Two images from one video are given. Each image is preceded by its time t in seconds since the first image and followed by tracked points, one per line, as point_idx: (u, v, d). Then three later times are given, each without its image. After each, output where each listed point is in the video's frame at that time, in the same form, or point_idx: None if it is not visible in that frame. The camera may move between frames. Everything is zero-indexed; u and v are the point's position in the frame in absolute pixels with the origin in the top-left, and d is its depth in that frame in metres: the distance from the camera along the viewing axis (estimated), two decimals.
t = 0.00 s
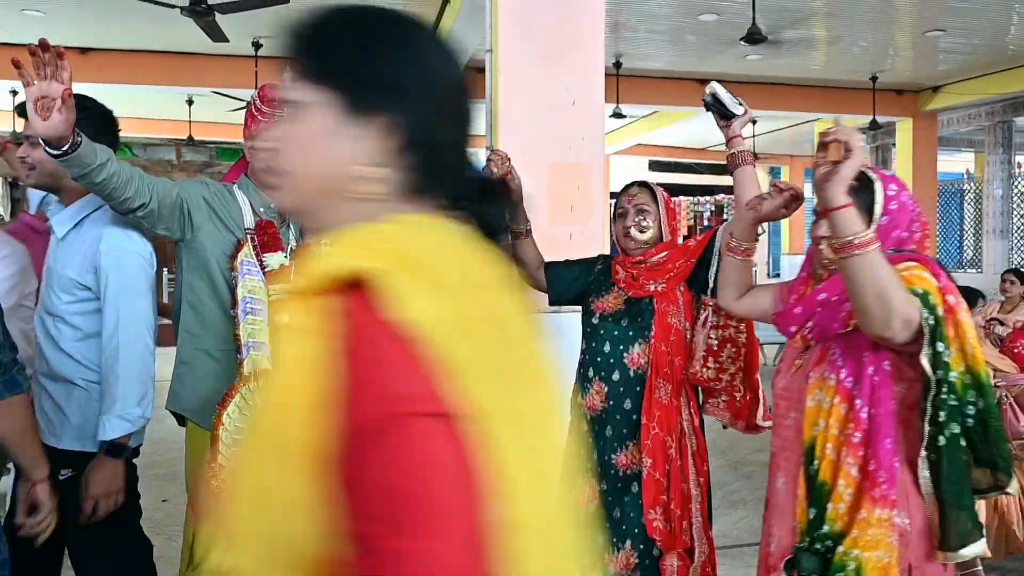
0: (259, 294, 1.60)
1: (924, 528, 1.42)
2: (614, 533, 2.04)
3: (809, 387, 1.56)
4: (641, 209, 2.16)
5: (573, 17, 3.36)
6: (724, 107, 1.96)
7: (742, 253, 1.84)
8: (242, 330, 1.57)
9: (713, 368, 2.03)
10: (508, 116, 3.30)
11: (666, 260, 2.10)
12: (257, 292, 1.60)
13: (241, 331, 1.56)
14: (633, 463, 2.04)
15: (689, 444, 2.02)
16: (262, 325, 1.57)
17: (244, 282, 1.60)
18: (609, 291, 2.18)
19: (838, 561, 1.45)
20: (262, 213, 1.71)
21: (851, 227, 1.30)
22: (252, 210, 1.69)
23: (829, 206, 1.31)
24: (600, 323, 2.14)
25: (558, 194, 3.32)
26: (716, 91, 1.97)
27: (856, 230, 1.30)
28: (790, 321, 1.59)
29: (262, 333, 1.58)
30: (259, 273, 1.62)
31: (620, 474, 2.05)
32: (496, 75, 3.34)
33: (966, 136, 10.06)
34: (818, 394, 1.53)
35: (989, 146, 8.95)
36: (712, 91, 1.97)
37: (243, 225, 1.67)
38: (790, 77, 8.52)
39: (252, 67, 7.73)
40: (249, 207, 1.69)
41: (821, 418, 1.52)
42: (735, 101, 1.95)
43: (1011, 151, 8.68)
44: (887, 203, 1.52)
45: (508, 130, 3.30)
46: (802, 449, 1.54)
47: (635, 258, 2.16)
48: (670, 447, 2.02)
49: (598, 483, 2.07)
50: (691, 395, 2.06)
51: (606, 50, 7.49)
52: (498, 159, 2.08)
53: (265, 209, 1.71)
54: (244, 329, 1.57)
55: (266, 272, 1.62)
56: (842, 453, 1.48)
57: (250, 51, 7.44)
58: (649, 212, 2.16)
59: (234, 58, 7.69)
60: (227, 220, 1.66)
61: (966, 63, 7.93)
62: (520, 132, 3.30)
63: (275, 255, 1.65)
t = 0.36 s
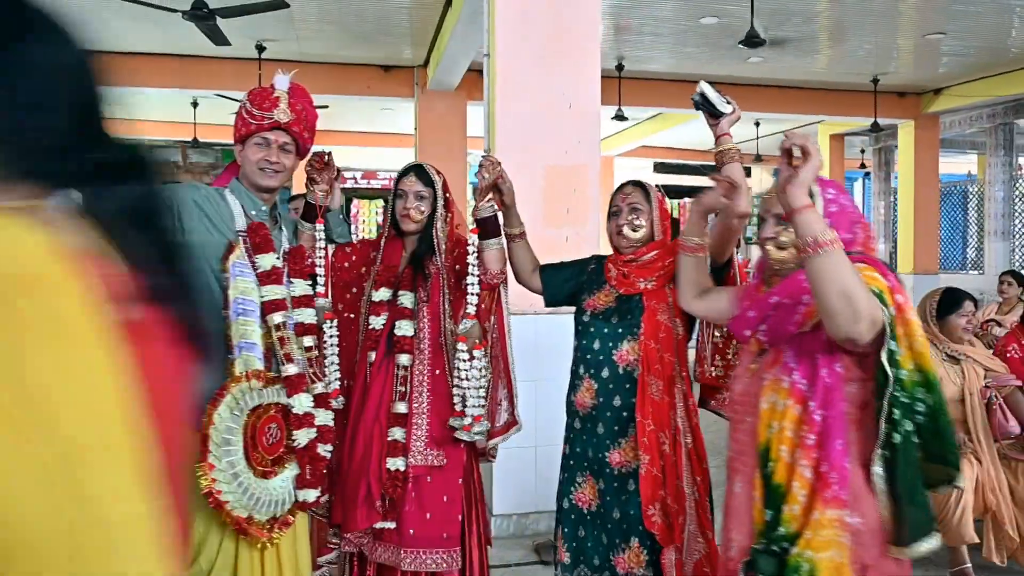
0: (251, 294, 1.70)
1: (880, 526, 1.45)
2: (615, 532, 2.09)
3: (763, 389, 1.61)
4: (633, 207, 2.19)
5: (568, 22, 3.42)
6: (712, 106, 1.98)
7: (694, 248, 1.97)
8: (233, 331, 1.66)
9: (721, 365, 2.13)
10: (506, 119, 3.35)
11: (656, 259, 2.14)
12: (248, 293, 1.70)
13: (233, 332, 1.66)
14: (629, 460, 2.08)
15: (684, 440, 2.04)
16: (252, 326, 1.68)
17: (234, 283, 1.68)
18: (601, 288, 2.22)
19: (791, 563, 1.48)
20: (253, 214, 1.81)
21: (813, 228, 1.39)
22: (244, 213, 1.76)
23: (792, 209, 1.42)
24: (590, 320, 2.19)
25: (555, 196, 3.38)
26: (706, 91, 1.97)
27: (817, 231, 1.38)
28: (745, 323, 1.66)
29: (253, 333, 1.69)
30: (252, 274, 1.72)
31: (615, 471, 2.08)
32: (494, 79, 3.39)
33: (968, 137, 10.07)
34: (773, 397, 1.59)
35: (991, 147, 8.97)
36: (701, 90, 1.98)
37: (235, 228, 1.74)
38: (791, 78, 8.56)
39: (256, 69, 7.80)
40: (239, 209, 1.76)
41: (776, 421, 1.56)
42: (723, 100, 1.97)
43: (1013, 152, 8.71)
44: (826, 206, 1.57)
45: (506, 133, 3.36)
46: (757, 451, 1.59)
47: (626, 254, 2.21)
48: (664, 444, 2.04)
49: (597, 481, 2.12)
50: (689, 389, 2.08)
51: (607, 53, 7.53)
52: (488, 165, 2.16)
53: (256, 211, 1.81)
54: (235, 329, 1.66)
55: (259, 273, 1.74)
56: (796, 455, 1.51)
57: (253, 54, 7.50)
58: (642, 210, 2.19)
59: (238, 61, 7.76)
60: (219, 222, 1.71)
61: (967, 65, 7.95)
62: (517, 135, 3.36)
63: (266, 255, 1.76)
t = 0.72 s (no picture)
0: (235, 293, 1.70)
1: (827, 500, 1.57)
2: (599, 532, 2.06)
3: (731, 375, 1.74)
4: (620, 206, 2.13)
5: (567, 19, 3.41)
6: (698, 103, 2.06)
7: (656, 236, 2.01)
8: (216, 328, 1.67)
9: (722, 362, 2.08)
10: (504, 116, 3.34)
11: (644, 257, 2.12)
12: (233, 290, 1.70)
13: (216, 330, 1.66)
14: (615, 459, 2.05)
15: (669, 437, 2.03)
16: (236, 324, 1.69)
17: (218, 281, 1.68)
18: (587, 287, 2.20)
19: (761, 541, 1.58)
20: (239, 213, 1.79)
21: (787, 202, 1.48)
22: (229, 211, 1.76)
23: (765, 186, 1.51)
24: (576, 319, 2.17)
25: (551, 193, 3.36)
26: (689, 86, 2.05)
27: (794, 204, 1.47)
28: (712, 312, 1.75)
29: (237, 332, 1.69)
30: (235, 273, 1.71)
31: (602, 471, 2.06)
32: (491, 76, 3.37)
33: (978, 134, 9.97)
34: (740, 382, 1.71)
35: (1001, 144, 8.88)
36: (686, 86, 2.04)
37: (219, 225, 1.74)
38: (797, 75, 8.50)
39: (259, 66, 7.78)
40: (225, 207, 1.76)
41: (744, 406, 1.68)
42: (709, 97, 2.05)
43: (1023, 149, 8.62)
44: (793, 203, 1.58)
45: (504, 130, 3.34)
46: (726, 435, 1.73)
47: (614, 252, 2.18)
48: (649, 441, 2.02)
49: (579, 480, 2.09)
50: (675, 388, 2.06)
51: (611, 49, 7.49)
52: (481, 164, 2.12)
53: (242, 209, 1.79)
54: (218, 326, 1.66)
55: (243, 272, 1.72)
56: (765, 438, 1.62)
57: (257, 51, 7.49)
58: (629, 208, 2.13)
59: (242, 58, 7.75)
60: (204, 221, 1.73)
61: (976, 60, 7.88)
62: (515, 132, 3.34)
63: (250, 254, 1.74)
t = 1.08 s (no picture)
0: (219, 290, 1.72)
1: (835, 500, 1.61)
2: (592, 537, 2.02)
3: (743, 376, 1.70)
4: (615, 209, 2.09)
5: (569, 15, 3.36)
6: (693, 104, 2.07)
7: (648, 228, 1.97)
8: (199, 327, 1.69)
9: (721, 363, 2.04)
10: (506, 113, 3.30)
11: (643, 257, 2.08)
12: (217, 289, 1.72)
13: (198, 329, 1.68)
14: (612, 464, 2.01)
15: (668, 444, 1.99)
16: (219, 323, 1.71)
17: (202, 278, 1.70)
18: (583, 286, 2.15)
19: (773, 541, 1.60)
20: (225, 208, 1.81)
21: (795, 190, 1.51)
22: (215, 207, 1.77)
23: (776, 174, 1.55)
24: (572, 320, 2.12)
25: (552, 192, 3.32)
26: (684, 88, 2.06)
27: (802, 196, 1.50)
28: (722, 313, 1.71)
29: (219, 331, 1.72)
30: (220, 270, 1.73)
31: (598, 475, 2.02)
32: (492, 73, 3.34)
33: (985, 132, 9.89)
34: (753, 385, 1.67)
35: (1008, 142, 8.81)
36: (682, 88, 2.06)
37: (204, 221, 1.75)
38: (803, 72, 8.44)
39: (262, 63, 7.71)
40: (210, 203, 1.77)
41: (757, 408, 1.66)
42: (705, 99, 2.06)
43: None
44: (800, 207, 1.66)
45: (505, 127, 3.30)
46: (736, 438, 1.69)
47: (609, 254, 2.15)
48: (645, 445, 1.99)
49: (575, 484, 2.05)
50: (673, 391, 2.02)
51: (616, 46, 7.45)
52: (483, 161, 2.08)
53: (228, 205, 1.81)
54: (202, 325, 1.69)
55: (227, 269, 1.74)
56: (776, 441, 1.62)
57: (259, 47, 7.46)
58: (624, 211, 2.09)
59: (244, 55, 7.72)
60: (188, 217, 1.74)
61: (984, 57, 7.80)
62: (517, 130, 3.31)
63: (235, 251, 1.76)
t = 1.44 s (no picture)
0: (194, 288, 1.69)
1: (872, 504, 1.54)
2: (590, 550, 1.92)
3: (763, 378, 1.62)
4: (608, 206, 2.02)
5: (571, 8, 3.27)
6: (687, 101, 1.95)
7: (673, 225, 1.87)
8: (173, 328, 1.65)
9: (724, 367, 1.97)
10: (505, 107, 3.21)
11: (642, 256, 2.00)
12: (191, 286, 1.69)
13: (172, 330, 1.65)
14: (610, 473, 1.92)
15: (669, 453, 1.90)
16: (194, 324, 1.68)
17: (176, 276, 1.67)
18: (579, 287, 2.07)
19: (812, 553, 1.50)
20: (199, 200, 1.79)
21: (821, 163, 1.43)
22: (188, 199, 1.76)
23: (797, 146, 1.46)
24: (568, 322, 2.04)
25: (553, 189, 3.22)
26: (676, 86, 1.95)
27: (828, 167, 1.42)
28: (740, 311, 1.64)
29: (195, 332, 1.68)
30: (196, 267, 1.70)
31: (596, 485, 1.92)
32: (491, 66, 3.25)
33: (991, 130, 9.78)
34: (775, 386, 1.60)
35: (1015, 141, 8.70)
36: (673, 86, 1.95)
37: (178, 215, 1.73)
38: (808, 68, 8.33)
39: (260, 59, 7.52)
40: (183, 193, 1.75)
41: (782, 411, 1.57)
42: (698, 94, 1.94)
43: None
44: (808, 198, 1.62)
45: (504, 122, 3.21)
46: (760, 442, 1.60)
47: (606, 253, 2.05)
48: (644, 454, 1.90)
49: (572, 494, 1.96)
50: (675, 397, 1.94)
51: (618, 43, 7.36)
52: (479, 155, 1.98)
53: (202, 197, 1.79)
54: (175, 326, 1.65)
55: (203, 265, 1.71)
56: (807, 446, 1.53)
57: (257, 43, 7.36)
58: (618, 208, 2.01)
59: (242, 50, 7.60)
60: (159, 210, 1.71)
61: (992, 54, 7.68)
62: (516, 124, 3.22)
63: (211, 247, 1.73)
